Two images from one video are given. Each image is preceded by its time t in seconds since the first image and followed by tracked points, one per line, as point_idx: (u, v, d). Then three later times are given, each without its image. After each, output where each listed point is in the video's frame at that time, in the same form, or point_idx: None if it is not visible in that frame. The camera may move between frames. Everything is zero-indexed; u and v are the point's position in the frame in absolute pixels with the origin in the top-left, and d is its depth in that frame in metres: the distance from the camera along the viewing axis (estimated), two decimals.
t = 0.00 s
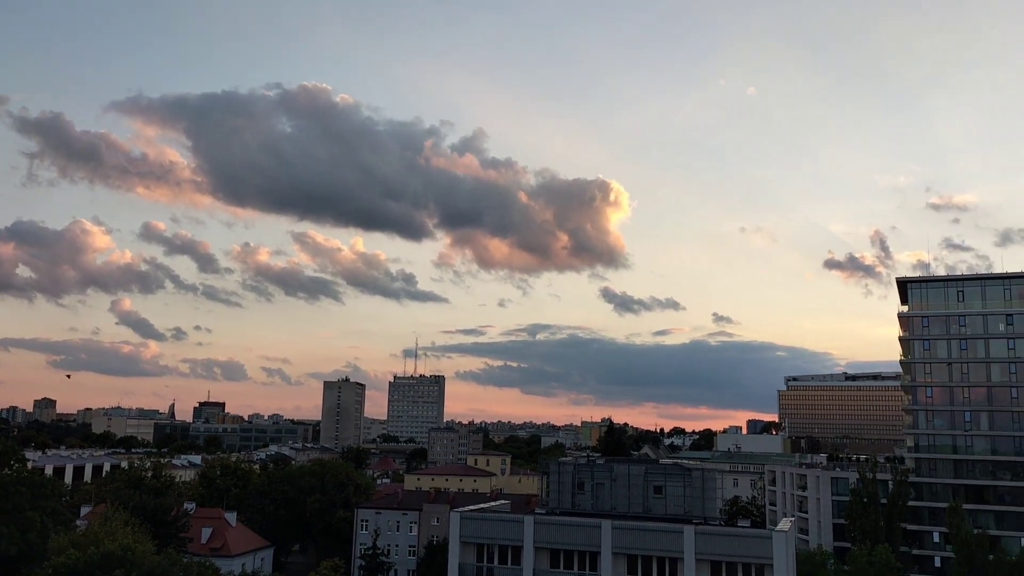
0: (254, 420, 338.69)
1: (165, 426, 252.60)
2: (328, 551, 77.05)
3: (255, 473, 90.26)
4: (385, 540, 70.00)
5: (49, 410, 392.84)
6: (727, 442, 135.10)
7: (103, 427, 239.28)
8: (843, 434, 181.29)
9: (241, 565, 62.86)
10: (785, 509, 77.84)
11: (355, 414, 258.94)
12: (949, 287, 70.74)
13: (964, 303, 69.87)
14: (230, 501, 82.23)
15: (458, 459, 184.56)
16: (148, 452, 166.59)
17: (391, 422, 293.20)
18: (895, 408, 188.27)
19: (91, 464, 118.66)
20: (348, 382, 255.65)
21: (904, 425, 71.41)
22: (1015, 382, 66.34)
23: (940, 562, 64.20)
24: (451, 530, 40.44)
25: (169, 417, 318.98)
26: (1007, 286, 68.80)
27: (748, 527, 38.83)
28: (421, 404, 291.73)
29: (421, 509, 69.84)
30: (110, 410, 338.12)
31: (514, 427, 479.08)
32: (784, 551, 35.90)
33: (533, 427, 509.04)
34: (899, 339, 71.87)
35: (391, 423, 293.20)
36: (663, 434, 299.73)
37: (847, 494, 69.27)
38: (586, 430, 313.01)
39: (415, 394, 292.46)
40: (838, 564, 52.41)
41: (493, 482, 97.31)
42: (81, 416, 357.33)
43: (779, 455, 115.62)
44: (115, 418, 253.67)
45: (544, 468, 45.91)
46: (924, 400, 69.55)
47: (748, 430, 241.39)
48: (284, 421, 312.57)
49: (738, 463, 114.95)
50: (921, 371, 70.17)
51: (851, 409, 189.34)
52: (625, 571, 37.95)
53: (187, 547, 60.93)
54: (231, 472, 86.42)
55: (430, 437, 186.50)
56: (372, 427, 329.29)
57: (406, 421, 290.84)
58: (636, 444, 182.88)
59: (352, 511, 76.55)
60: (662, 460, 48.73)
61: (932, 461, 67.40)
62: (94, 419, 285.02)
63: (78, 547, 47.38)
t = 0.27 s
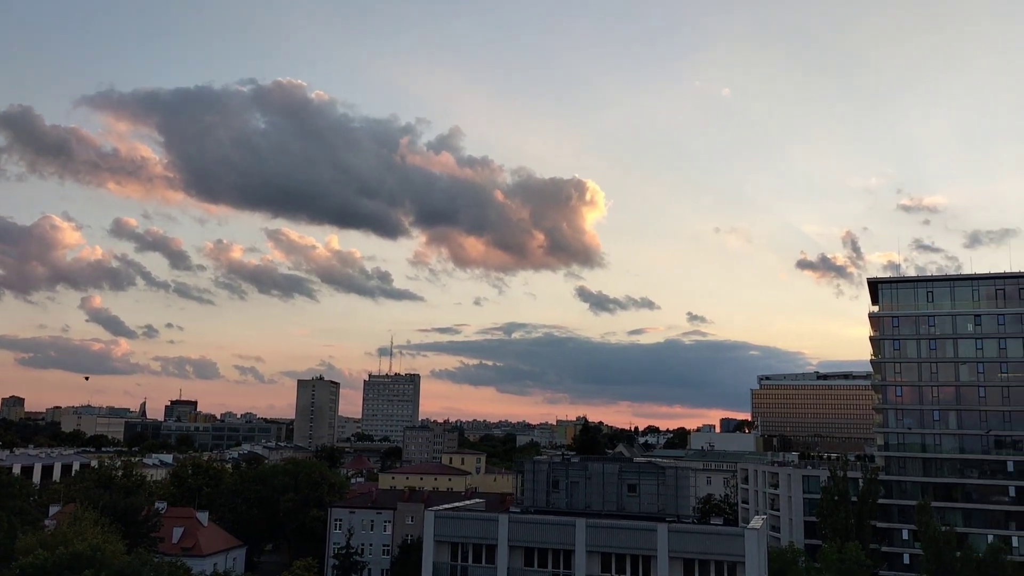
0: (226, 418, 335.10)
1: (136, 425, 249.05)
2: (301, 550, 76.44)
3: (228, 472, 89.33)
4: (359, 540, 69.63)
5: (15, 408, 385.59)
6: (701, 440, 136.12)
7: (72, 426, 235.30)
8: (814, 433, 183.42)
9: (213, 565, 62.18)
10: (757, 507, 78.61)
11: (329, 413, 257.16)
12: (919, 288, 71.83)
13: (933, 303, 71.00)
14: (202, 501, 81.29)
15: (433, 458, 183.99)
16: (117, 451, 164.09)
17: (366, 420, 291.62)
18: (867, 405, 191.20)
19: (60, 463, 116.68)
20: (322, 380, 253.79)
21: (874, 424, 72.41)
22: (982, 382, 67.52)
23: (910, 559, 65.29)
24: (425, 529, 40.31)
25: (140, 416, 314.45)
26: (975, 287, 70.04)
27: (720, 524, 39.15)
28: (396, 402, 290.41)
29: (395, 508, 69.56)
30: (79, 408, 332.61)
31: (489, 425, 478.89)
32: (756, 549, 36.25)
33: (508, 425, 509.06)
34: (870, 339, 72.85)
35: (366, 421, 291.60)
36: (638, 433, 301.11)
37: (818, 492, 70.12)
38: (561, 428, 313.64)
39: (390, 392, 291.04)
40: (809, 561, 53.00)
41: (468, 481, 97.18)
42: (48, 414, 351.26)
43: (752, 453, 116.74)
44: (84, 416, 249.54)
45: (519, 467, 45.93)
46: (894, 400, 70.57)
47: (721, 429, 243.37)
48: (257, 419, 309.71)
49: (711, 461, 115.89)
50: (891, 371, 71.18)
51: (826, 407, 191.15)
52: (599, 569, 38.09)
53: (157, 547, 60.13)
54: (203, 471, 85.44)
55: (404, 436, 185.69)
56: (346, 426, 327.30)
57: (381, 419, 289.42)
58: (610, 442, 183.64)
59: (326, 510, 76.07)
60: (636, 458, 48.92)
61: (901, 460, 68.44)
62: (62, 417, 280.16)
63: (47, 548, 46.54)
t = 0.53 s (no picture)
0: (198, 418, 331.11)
1: (105, 424, 245.12)
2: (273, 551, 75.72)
3: (199, 472, 88.28)
4: (332, 540, 69.16)
5: None
6: (674, 440, 136.99)
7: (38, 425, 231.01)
8: (786, 433, 185.27)
9: (183, 566, 61.41)
10: (729, 506, 79.30)
11: (302, 412, 255.05)
12: (889, 289, 72.90)
13: (902, 304, 72.10)
14: (172, 502, 80.25)
15: (407, 457, 183.21)
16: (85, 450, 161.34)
17: (340, 420, 289.67)
18: (839, 404, 193.79)
19: (26, 463, 114.51)
20: (295, 379, 251.65)
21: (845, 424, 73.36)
22: (950, 382, 68.70)
23: (878, 557, 66.29)
24: (398, 529, 40.12)
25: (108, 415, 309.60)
26: (944, 289, 71.24)
27: (692, 523, 39.41)
28: (370, 401, 288.74)
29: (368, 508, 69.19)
30: (45, 407, 326.64)
31: (464, 424, 477.87)
32: (727, 547, 36.55)
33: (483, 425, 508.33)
34: (841, 340, 73.80)
35: (339, 421, 289.61)
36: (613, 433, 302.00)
37: (789, 491, 70.92)
38: (535, 428, 313.84)
39: (363, 391, 289.30)
40: (780, 559, 53.56)
41: (442, 481, 96.94)
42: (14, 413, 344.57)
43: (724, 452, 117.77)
44: (51, 415, 245.11)
45: (493, 467, 45.91)
46: (864, 400, 71.54)
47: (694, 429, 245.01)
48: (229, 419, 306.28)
49: (684, 460, 116.68)
50: (861, 371, 72.18)
51: (798, 407, 193.12)
52: (572, 568, 38.18)
53: (127, 547, 59.25)
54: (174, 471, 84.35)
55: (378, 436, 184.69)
56: (319, 425, 324.87)
57: (354, 419, 287.63)
58: (585, 442, 184.14)
59: (298, 510, 75.46)
60: (610, 458, 49.12)
61: (871, 459, 69.43)
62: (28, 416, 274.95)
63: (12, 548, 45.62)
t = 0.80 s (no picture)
0: (164, 417, 326.13)
1: (67, 423, 240.49)
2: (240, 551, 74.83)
3: (164, 472, 86.98)
4: (299, 540, 68.53)
5: None
6: (643, 439, 137.94)
7: None
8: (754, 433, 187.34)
9: (148, 567, 60.47)
10: (697, 505, 80.05)
11: (271, 411, 252.48)
12: (855, 291, 74.05)
13: (868, 306, 73.29)
14: (137, 502, 78.95)
15: (376, 457, 182.24)
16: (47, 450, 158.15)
17: (309, 419, 287.20)
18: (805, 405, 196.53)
19: None
20: (264, 378, 249.08)
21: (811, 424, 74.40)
22: (914, 383, 70.01)
23: (843, 556, 67.31)
24: (367, 529, 39.88)
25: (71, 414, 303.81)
26: (908, 291, 72.50)
27: (661, 522, 39.69)
28: (339, 401, 286.68)
29: (337, 508, 68.68)
30: (5, 407, 319.46)
31: (434, 424, 476.45)
32: (695, 546, 36.87)
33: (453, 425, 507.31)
34: (808, 340, 74.82)
35: (308, 421, 287.12)
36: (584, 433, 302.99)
37: (756, 490, 71.77)
38: (506, 428, 313.91)
39: (333, 391, 287.14)
40: (747, 558, 54.18)
41: (411, 480, 96.56)
42: None
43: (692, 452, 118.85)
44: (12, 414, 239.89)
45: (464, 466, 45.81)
46: (830, 400, 72.61)
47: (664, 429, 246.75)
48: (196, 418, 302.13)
49: (653, 460, 117.52)
50: (827, 371, 73.24)
51: (766, 407, 195.46)
52: (541, 567, 38.25)
53: (90, 548, 58.18)
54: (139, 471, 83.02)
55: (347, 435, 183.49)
56: (288, 425, 321.80)
57: (323, 418, 285.29)
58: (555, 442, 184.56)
59: (265, 510, 74.67)
60: (580, 457, 49.29)
61: (836, 459, 70.53)
62: None
63: None
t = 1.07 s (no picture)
0: (126, 417, 320.47)
1: (26, 423, 235.09)
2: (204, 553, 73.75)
3: (127, 472, 85.47)
4: (265, 542, 67.73)
5: None
6: (611, 440, 138.69)
7: None
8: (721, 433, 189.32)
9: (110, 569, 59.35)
10: (664, 505, 80.64)
11: (236, 411, 249.32)
12: (820, 294, 75.14)
13: (833, 309, 74.44)
14: (99, 503, 77.45)
15: (344, 458, 180.83)
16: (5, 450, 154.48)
17: (275, 419, 284.13)
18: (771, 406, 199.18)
19: None
20: (230, 378, 245.90)
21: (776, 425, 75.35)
22: (877, 385, 71.25)
23: (807, 556, 68.24)
24: (334, 530, 39.56)
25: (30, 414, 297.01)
26: (872, 294, 73.72)
27: (628, 522, 39.91)
28: (306, 401, 284.05)
29: (303, 509, 67.99)
30: None
31: (402, 425, 474.32)
32: (662, 546, 37.14)
33: (421, 425, 505.78)
34: (774, 343, 75.77)
35: (275, 421, 284.05)
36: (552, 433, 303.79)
37: (722, 490, 72.53)
38: (474, 428, 313.59)
39: (300, 391, 284.40)
40: (713, 557, 54.72)
41: (379, 481, 95.94)
42: None
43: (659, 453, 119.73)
44: None
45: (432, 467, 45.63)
46: (795, 401, 73.60)
47: (631, 430, 248.40)
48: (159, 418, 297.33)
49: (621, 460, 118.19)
50: (793, 373, 74.23)
51: (733, 408, 197.59)
52: (508, 568, 38.24)
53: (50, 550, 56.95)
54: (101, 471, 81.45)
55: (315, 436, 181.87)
56: (254, 425, 318.09)
57: (290, 419, 282.40)
58: (523, 442, 184.76)
59: (230, 511, 73.67)
60: (548, 457, 49.35)
61: (801, 460, 71.54)
62: None
63: None
